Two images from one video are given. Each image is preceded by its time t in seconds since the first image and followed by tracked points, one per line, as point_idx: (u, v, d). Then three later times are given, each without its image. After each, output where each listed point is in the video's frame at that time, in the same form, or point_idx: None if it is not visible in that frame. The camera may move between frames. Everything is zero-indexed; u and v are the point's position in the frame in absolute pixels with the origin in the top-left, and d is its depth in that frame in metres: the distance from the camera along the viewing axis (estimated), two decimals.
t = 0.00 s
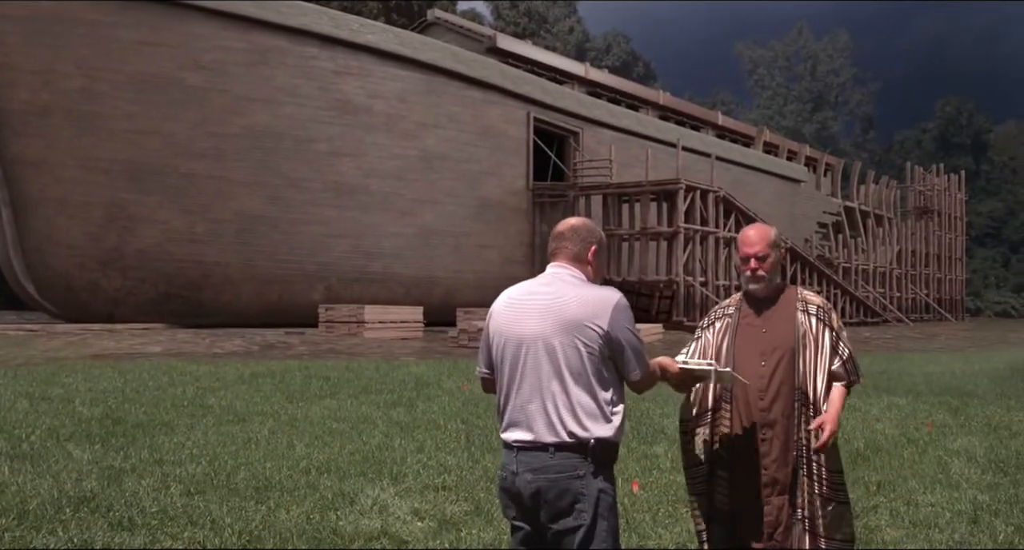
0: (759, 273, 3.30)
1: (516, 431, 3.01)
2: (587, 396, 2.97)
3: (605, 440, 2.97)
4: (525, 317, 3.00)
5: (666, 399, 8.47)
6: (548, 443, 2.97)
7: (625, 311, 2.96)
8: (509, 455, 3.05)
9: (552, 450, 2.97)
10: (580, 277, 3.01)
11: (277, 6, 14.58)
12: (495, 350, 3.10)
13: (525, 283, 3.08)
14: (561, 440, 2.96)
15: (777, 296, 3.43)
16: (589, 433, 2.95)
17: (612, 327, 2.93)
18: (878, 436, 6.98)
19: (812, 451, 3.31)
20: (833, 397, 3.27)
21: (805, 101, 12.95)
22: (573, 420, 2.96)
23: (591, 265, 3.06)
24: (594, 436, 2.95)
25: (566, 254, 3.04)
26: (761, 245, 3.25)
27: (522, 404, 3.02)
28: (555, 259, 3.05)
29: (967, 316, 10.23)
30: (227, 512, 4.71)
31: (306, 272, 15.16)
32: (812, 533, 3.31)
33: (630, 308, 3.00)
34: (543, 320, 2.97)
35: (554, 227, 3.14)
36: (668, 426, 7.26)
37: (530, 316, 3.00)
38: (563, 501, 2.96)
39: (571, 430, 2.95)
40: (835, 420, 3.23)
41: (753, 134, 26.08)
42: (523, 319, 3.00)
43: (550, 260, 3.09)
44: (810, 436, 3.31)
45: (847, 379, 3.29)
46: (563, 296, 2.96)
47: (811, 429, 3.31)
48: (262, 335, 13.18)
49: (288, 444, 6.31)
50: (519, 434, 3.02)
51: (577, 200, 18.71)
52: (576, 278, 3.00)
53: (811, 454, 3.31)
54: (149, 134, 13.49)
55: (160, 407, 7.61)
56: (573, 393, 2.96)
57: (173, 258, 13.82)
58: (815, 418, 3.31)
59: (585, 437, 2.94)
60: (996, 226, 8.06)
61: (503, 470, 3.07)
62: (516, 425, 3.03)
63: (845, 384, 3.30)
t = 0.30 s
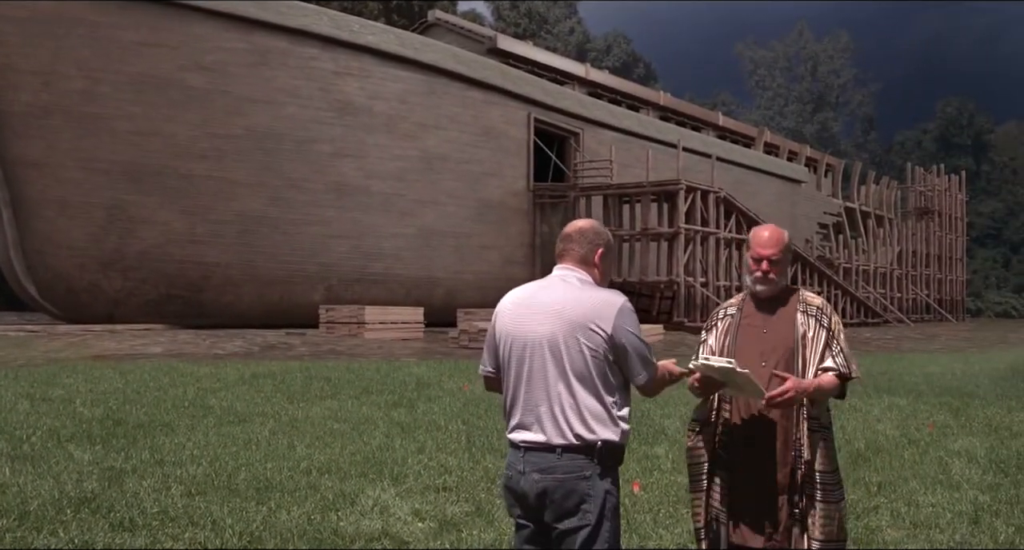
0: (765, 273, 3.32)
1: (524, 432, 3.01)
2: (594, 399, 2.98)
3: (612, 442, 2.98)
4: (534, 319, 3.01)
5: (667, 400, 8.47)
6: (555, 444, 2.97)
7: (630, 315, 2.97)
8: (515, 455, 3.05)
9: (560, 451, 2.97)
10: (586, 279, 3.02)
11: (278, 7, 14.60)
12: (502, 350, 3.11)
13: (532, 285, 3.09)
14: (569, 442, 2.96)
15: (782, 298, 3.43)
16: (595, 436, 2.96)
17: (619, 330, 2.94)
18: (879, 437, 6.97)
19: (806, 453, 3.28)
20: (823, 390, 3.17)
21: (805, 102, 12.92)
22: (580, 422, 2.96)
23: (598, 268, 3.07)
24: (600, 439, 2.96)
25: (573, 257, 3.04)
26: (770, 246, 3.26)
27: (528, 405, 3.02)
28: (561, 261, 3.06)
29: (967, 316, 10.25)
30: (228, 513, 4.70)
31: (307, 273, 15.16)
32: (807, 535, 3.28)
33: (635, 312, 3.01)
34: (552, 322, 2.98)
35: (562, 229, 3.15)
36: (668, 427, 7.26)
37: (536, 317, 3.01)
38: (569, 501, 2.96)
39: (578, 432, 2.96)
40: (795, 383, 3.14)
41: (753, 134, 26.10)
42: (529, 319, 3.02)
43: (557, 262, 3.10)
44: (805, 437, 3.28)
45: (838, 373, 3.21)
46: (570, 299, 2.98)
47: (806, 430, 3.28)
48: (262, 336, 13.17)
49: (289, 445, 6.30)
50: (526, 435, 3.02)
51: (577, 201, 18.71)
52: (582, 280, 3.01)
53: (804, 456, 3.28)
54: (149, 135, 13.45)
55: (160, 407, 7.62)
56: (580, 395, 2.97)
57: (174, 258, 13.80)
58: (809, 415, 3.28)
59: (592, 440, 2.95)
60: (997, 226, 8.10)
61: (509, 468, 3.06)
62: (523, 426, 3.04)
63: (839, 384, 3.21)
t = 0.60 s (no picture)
0: (775, 274, 3.38)
1: (527, 432, 3.04)
2: (595, 399, 2.98)
3: (616, 442, 2.97)
4: (535, 319, 3.04)
5: (670, 401, 8.46)
6: (560, 444, 2.99)
7: (629, 315, 2.94)
8: (521, 455, 3.06)
9: (564, 451, 2.98)
10: (586, 280, 3.01)
11: (279, 8, 14.67)
12: (507, 351, 3.15)
13: (537, 285, 3.11)
14: (572, 442, 2.97)
15: (792, 300, 3.46)
16: (598, 435, 2.96)
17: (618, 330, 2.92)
18: (882, 438, 6.96)
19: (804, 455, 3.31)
20: (813, 385, 3.20)
21: (808, 102, 12.92)
22: (582, 423, 2.97)
23: (601, 268, 3.06)
24: (604, 438, 2.96)
25: (576, 258, 3.05)
26: (784, 248, 3.32)
27: (532, 404, 3.05)
28: (565, 262, 3.07)
29: (970, 317, 10.22)
30: (230, 514, 4.71)
31: (309, 274, 15.17)
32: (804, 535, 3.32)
33: (636, 311, 2.97)
34: (551, 322, 3.00)
35: (566, 230, 3.16)
36: (671, 428, 7.26)
37: (537, 318, 3.03)
38: (573, 502, 2.96)
39: (580, 432, 2.96)
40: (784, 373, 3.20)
41: (755, 135, 26.11)
42: (531, 321, 3.04)
43: (561, 263, 3.11)
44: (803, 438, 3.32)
45: (832, 367, 3.22)
46: (570, 300, 2.99)
47: (805, 431, 3.32)
48: (265, 337, 13.18)
49: (291, 446, 6.30)
50: (531, 434, 3.04)
51: (579, 202, 18.71)
52: (582, 281, 3.01)
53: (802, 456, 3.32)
54: (151, 136, 13.37)
55: (163, 409, 7.62)
56: (580, 395, 2.98)
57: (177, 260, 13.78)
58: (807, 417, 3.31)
59: (595, 439, 2.95)
60: (1000, 227, 8.29)
61: (515, 469, 3.08)
62: (528, 425, 3.07)
63: (834, 381, 3.22)
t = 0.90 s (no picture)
0: (789, 277, 3.40)
1: (531, 436, 3.04)
2: (597, 403, 2.97)
3: (620, 446, 2.96)
4: (536, 323, 3.04)
5: (676, 404, 8.45)
6: (564, 448, 2.98)
7: (630, 317, 2.94)
8: (527, 459, 3.06)
9: (568, 455, 2.97)
10: (588, 282, 3.01)
11: (287, 12, 14.71)
12: (511, 356, 3.16)
13: (539, 290, 3.12)
14: (576, 446, 2.97)
15: (806, 303, 3.46)
16: (600, 439, 2.95)
17: (618, 333, 2.92)
18: (890, 441, 6.94)
19: (814, 459, 3.31)
20: (822, 392, 3.19)
21: (815, 105, 12.89)
22: (584, 426, 2.97)
23: (603, 271, 3.04)
24: (607, 442, 2.95)
25: (578, 261, 3.03)
26: (799, 251, 3.35)
27: (534, 408, 3.05)
28: (567, 265, 3.07)
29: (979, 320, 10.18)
30: (238, 517, 4.71)
31: (316, 277, 15.19)
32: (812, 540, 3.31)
33: (638, 314, 2.97)
34: (552, 326, 3.01)
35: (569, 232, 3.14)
36: (678, 431, 7.25)
37: (539, 322, 3.04)
38: (578, 506, 2.95)
39: (583, 435, 2.96)
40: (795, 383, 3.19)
41: (762, 138, 26.07)
42: (533, 325, 3.05)
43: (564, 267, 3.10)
44: (812, 443, 3.32)
45: (841, 375, 3.21)
46: (570, 303, 2.99)
47: (815, 435, 3.32)
48: (272, 340, 13.20)
49: (298, 449, 6.30)
50: (536, 438, 3.04)
51: (585, 204, 18.72)
52: (583, 284, 3.01)
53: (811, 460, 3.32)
54: (158, 139, 13.37)
55: (170, 412, 7.63)
56: (582, 399, 2.98)
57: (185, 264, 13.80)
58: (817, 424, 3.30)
59: (598, 444, 2.95)
60: (1008, 230, 8.27)
61: (521, 473, 3.07)
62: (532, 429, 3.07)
63: (843, 388, 3.21)
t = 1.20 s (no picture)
0: (800, 283, 3.39)
1: (538, 442, 3.04)
2: (603, 408, 2.97)
3: (627, 452, 2.95)
4: (541, 329, 3.05)
5: (683, 409, 8.43)
6: (571, 454, 2.98)
7: (635, 321, 2.93)
8: (534, 465, 3.06)
9: (576, 462, 2.97)
10: (592, 287, 3.00)
11: (294, 18, 14.71)
12: (517, 361, 3.16)
13: (544, 295, 3.12)
14: (584, 451, 2.96)
15: (817, 308, 3.45)
16: (608, 444, 2.95)
17: (622, 338, 2.91)
18: (898, 446, 6.92)
19: (824, 465, 3.35)
20: (833, 397, 3.22)
21: (820, 110, 12.90)
22: (592, 432, 2.96)
23: (608, 276, 3.03)
24: (615, 449, 2.95)
25: (582, 266, 3.02)
26: (811, 257, 3.34)
27: (542, 415, 3.05)
28: (570, 270, 3.06)
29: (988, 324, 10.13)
30: (244, 522, 4.71)
31: (322, 282, 15.19)
32: (821, 545, 3.36)
33: (643, 317, 2.96)
34: (556, 332, 3.01)
35: (573, 237, 3.12)
36: (685, 436, 7.23)
37: (544, 328, 3.04)
38: (585, 513, 2.95)
39: (590, 441, 2.96)
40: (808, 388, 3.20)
41: (768, 142, 26.04)
42: (538, 331, 3.05)
43: (568, 271, 3.09)
44: (822, 447, 3.35)
45: (854, 381, 3.24)
46: (574, 307, 2.99)
47: (824, 441, 3.35)
48: (278, 345, 13.23)
49: (305, 455, 6.30)
50: (542, 444, 3.04)
51: (591, 209, 18.71)
52: (587, 288, 3.00)
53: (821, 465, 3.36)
54: (166, 145, 13.59)
55: (177, 416, 7.64)
56: (588, 404, 2.97)
57: (191, 268, 13.91)
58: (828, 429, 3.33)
59: (606, 449, 2.94)
60: (1016, 234, 8.22)
61: (529, 479, 3.07)
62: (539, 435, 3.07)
63: (854, 394, 3.25)
